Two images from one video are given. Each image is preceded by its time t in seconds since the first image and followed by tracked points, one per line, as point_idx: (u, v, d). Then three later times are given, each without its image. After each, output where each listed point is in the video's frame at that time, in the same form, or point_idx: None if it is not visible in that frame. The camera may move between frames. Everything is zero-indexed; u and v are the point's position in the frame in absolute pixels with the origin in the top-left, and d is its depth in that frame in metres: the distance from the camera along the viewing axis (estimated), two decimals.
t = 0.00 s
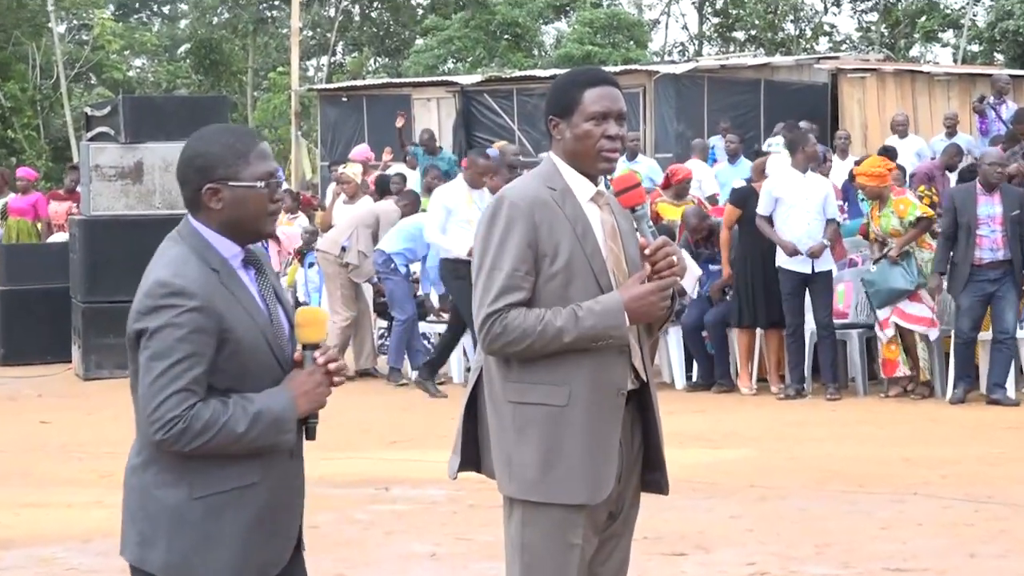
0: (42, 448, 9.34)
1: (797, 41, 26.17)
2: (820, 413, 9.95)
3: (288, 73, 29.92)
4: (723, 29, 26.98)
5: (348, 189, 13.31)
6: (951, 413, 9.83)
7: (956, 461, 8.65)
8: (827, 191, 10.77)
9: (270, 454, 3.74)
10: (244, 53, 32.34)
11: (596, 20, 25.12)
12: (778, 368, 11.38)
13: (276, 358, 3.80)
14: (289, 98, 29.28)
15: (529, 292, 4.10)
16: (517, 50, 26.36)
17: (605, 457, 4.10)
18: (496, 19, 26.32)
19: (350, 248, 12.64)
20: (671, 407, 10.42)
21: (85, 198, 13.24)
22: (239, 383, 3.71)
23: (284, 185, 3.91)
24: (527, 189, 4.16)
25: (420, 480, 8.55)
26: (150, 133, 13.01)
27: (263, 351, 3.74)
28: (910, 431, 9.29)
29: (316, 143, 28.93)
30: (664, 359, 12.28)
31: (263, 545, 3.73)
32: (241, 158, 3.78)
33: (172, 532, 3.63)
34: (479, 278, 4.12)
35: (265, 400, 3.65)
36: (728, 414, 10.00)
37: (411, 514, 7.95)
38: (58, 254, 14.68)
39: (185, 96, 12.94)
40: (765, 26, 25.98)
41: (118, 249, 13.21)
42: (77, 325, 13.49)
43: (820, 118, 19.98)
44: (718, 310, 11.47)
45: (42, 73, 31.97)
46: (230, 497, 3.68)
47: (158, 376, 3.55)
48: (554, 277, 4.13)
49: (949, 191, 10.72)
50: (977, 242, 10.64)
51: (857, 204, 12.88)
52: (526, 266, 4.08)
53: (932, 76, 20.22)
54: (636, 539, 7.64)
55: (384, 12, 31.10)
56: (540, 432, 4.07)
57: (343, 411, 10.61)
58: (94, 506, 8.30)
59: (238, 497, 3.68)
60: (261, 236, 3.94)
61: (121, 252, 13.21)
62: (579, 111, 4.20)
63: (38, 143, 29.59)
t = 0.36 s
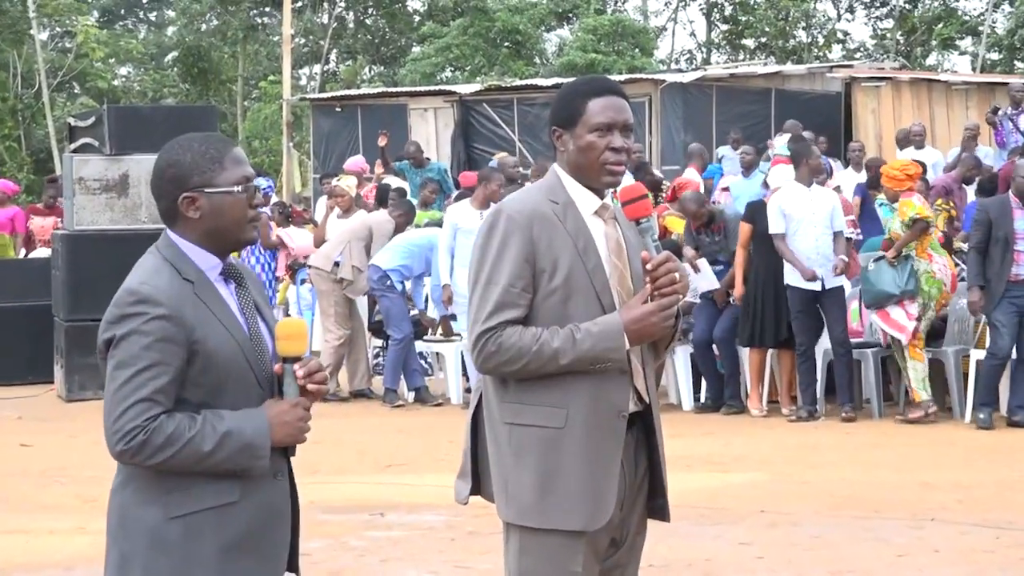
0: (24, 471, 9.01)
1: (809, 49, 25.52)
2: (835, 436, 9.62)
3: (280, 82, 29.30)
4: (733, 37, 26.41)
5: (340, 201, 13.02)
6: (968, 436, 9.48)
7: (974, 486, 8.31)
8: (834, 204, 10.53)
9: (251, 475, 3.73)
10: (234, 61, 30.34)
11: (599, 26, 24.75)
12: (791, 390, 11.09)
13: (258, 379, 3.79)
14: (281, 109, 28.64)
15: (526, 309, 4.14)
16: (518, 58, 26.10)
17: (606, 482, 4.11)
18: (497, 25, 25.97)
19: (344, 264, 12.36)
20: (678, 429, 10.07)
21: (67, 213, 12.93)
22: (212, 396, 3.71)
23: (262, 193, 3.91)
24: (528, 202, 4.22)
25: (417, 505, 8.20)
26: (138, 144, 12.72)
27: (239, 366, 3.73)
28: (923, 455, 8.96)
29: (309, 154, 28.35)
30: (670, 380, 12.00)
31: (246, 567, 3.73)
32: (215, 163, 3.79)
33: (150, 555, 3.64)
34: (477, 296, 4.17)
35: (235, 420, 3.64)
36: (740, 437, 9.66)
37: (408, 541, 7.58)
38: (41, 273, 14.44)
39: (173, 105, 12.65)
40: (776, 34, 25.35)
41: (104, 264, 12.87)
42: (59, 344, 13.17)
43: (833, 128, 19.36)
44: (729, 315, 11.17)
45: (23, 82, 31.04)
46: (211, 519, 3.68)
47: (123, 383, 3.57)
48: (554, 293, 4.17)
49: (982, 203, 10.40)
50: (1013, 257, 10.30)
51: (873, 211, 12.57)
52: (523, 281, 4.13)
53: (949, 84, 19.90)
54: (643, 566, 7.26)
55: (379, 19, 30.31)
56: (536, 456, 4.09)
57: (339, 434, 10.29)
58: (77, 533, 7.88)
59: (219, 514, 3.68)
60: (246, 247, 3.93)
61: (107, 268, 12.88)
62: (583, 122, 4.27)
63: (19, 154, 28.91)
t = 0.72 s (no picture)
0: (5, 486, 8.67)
1: (823, 47, 25.28)
2: (850, 451, 9.28)
3: (271, 82, 28.81)
4: (744, 34, 26.13)
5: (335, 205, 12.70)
6: (991, 451, 9.14)
7: (999, 503, 7.96)
8: (855, 209, 10.20)
9: (249, 491, 3.73)
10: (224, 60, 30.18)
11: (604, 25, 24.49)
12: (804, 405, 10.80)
13: (259, 396, 3.83)
14: (272, 110, 28.13)
15: (527, 317, 4.18)
16: (520, 57, 25.71)
17: (607, 494, 4.13)
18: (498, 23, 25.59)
19: (332, 267, 11.94)
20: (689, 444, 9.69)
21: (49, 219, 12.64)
22: (211, 402, 3.72)
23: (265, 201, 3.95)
24: (532, 206, 4.27)
25: (414, 524, 7.85)
26: (122, 147, 12.39)
27: (238, 373, 3.75)
28: (940, 471, 8.62)
29: (301, 156, 27.94)
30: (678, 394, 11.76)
31: None
32: (219, 170, 3.82)
33: (141, 564, 3.62)
34: (477, 303, 4.20)
35: (238, 429, 3.67)
36: (754, 453, 9.29)
37: (407, 561, 7.21)
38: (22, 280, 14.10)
39: (159, 105, 12.35)
40: (789, 32, 25.14)
41: (86, 273, 12.54)
42: (41, 355, 12.80)
43: (848, 129, 19.13)
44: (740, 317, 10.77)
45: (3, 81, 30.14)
46: (203, 528, 3.68)
47: (124, 384, 3.57)
48: (555, 301, 4.21)
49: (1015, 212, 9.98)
50: None
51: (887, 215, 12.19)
52: (524, 288, 4.16)
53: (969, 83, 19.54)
54: None
55: (375, 16, 29.91)
56: (534, 470, 4.13)
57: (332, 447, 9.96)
58: (59, 552, 7.44)
59: (212, 524, 3.68)
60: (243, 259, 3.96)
61: (89, 277, 12.55)
62: (592, 123, 4.30)
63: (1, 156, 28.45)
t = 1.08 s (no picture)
0: None
1: (833, 47, 25.13)
2: (863, 463, 9.06)
3: (266, 84, 28.49)
4: (753, 35, 25.73)
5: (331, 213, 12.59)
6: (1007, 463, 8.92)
7: (1014, 516, 7.73)
8: (871, 213, 10.03)
9: (255, 500, 3.71)
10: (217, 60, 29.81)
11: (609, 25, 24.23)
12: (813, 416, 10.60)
13: (258, 402, 3.81)
14: (267, 111, 27.82)
15: (532, 324, 4.02)
16: (522, 57, 25.46)
17: (615, 507, 4.00)
18: (499, 24, 25.34)
19: (326, 273, 11.85)
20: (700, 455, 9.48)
21: (39, 223, 12.42)
22: (212, 409, 3.68)
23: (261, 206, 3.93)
24: (536, 210, 4.11)
25: (414, 537, 7.63)
26: (114, 150, 12.23)
27: (237, 380, 3.72)
28: (950, 484, 8.41)
29: (297, 159, 27.68)
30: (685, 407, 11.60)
31: None
32: (217, 172, 3.82)
33: None
34: (480, 310, 4.04)
35: (242, 437, 3.64)
36: (767, 466, 9.06)
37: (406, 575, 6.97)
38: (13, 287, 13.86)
39: (152, 108, 12.17)
40: (798, 32, 24.98)
41: (76, 281, 12.35)
42: (31, 365, 12.60)
43: (859, 129, 19.49)
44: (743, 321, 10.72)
45: None
46: (206, 539, 3.64)
47: (125, 394, 3.53)
48: (561, 308, 4.05)
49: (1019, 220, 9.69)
50: None
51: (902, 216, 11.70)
52: (530, 294, 4.01)
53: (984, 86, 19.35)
54: None
55: (373, 16, 29.72)
56: (539, 483, 3.99)
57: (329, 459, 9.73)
58: (50, 566, 7.20)
59: (215, 534, 3.64)
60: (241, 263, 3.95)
61: (80, 284, 12.36)
62: (598, 126, 4.16)
63: None
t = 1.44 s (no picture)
0: None
1: (844, 43, 24.73)
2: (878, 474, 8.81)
3: (259, 81, 28.17)
4: (762, 30, 25.56)
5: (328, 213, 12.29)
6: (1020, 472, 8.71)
7: None
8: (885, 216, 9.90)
9: (254, 512, 3.63)
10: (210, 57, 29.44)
11: (614, 20, 24.16)
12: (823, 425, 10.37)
13: (256, 409, 3.72)
14: (261, 108, 27.50)
15: (537, 329, 3.87)
16: (524, 53, 25.26)
17: (623, 518, 3.86)
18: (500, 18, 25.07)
19: (323, 276, 11.60)
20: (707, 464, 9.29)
21: (26, 225, 12.20)
22: (210, 420, 3.59)
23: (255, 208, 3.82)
24: (539, 210, 3.97)
25: (412, 549, 7.38)
26: (102, 150, 11.99)
27: (235, 389, 3.63)
28: (965, 493, 8.17)
29: (291, 158, 27.39)
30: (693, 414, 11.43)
31: None
32: (209, 174, 3.69)
33: None
34: (483, 315, 3.89)
35: (242, 449, 3.56)
36: (776, 475, 8.84)
37: None
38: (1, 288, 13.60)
39: (141, 107, 11.97)
40: (810, 27, 24.67)
41: (63, 285, 12.14)
42: (17, 371, 12.35)
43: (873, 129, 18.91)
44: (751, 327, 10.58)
45: None
46: (208, 555, 3.56)
47: (120, 409, 3.42)
48: (567, 312, 3.91)
49: None
50: None
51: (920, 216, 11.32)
52: (535, 298, 3.86)
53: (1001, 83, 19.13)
54: None
55: (370, 11, 29.47)
56: (544, 494, 3.86)
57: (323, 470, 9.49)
58: None
59: (217, 548, 3.56)
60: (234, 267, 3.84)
61: (68, 288, 12.14)
62: (605, 124, 4.01)
63: None
